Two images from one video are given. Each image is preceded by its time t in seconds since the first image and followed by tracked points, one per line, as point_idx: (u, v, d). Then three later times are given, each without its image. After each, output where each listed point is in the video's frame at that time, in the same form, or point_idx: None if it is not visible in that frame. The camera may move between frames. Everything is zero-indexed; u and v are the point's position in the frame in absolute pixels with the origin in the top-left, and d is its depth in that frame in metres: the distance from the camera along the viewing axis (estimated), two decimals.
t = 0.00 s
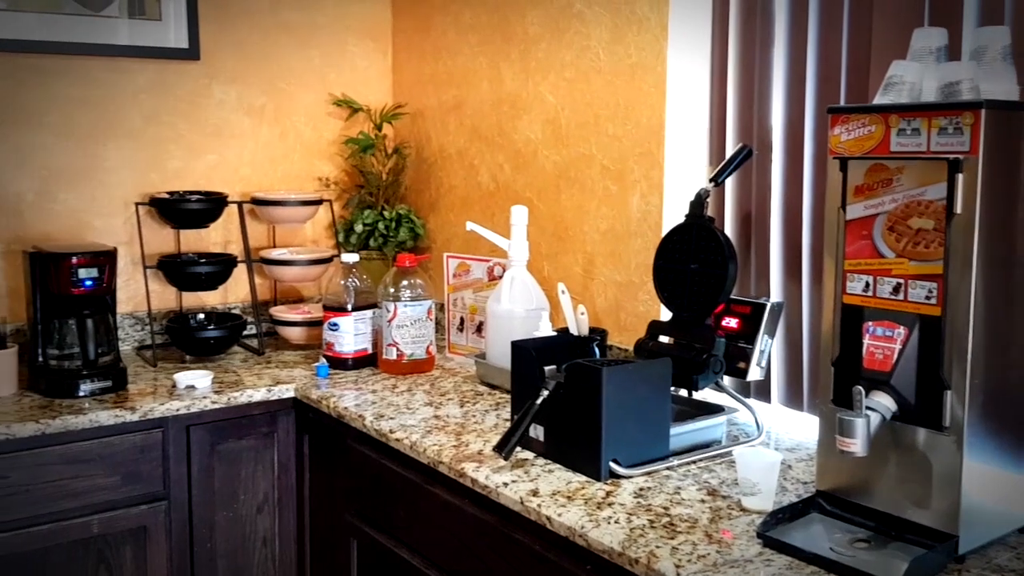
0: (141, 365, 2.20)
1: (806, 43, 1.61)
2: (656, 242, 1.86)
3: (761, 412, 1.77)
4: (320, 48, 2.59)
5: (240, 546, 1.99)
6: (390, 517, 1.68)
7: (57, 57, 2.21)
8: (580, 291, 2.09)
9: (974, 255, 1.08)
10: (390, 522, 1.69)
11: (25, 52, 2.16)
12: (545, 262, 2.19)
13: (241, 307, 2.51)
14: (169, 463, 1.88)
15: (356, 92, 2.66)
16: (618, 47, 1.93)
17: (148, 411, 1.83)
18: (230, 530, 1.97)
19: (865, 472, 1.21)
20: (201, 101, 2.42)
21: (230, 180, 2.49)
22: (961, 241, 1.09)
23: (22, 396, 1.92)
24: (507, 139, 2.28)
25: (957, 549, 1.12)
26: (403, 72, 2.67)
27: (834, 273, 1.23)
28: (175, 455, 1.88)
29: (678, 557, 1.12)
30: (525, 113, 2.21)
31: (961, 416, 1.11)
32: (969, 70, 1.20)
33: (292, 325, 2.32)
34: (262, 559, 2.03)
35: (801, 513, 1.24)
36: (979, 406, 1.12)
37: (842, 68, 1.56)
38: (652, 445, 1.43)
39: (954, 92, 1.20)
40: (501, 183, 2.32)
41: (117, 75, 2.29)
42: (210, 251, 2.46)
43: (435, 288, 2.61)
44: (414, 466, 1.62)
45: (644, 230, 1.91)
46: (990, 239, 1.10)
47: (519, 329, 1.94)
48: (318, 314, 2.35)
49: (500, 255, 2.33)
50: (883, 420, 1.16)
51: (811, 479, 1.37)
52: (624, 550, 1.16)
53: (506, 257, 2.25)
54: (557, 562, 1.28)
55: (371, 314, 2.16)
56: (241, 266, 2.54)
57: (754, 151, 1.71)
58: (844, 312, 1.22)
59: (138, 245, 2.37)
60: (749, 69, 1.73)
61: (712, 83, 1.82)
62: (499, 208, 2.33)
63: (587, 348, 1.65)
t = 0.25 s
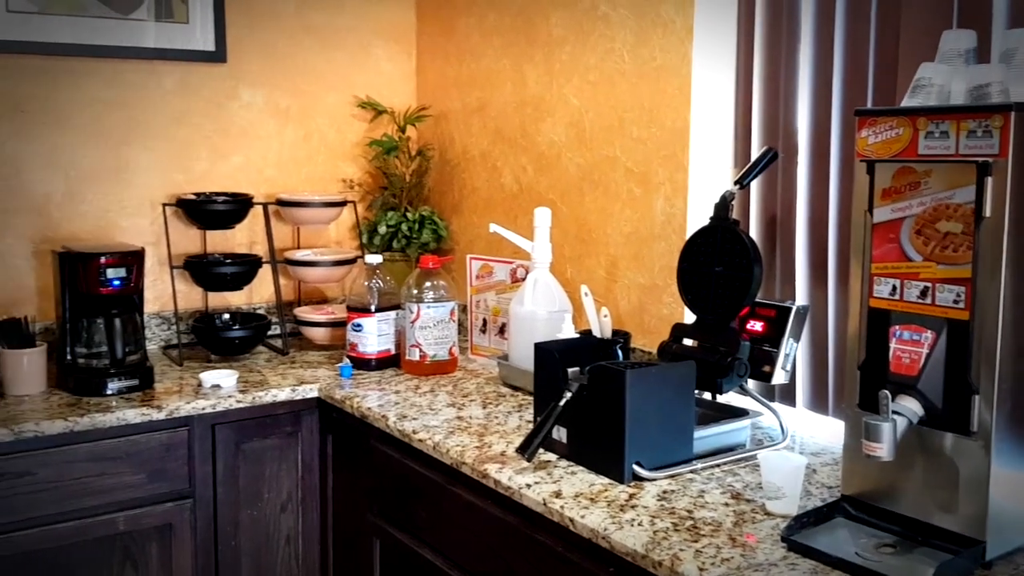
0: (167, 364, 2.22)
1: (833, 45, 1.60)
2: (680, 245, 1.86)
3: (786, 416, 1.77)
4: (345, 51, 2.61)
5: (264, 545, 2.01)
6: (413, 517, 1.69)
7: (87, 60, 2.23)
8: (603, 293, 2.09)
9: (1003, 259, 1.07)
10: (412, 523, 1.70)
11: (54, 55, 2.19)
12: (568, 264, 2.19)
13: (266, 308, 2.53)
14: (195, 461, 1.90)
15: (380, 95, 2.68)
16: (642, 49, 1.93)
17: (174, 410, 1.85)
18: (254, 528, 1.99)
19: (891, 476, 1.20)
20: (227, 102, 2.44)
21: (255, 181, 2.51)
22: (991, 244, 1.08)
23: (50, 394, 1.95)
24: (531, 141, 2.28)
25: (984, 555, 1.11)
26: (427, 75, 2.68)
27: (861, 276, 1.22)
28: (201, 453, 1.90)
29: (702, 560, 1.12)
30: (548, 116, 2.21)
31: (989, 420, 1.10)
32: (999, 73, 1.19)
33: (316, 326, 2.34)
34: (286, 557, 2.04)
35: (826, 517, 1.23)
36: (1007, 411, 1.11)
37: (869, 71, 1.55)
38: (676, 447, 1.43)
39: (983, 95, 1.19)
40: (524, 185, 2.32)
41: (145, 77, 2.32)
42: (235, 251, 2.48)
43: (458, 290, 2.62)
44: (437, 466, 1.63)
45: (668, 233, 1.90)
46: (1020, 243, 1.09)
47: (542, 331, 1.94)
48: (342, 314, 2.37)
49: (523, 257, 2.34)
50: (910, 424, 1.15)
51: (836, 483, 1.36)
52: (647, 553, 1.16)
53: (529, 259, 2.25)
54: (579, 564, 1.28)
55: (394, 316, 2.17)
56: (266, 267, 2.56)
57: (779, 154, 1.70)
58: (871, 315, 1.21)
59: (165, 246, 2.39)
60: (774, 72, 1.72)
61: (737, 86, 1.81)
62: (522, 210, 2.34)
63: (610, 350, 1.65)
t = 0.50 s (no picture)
0: (193, 362, 2.24)
1: (860, 47, 1.59)
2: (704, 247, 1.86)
3: (810, 420, 1.76)
4: (370, 52, 2.62)
5: (286, 542, 2.02)
6: (435, 516, 1.70)
7: (115, 60, 2.26)
8: (626, 295, 2.09)
9: None
10: (434, 522, 1.70)
11: (83, 55, 2.21)
12: (591, 266, 2.19)
13: (290, 307, 2.55)
14: (219, 458, 1.91)
15: (404, 96, 2.69)
16: (667, 50, 1.93)
17: (200, 407, 1.87)
18: (277, 525, 2.00)
19: (917, 481, 1.20)
20: (253, 103, 2.46)
21: (280, 181, 2.52)
22: (1020, 248, 1.07)
23: (78, 390, 1.97)
24: (554, 143, 2.28)
25: (1011, 561, 1.10)
26: (451, 76, 2.69)
27: (887, 280, 1.22)
28: (225, 450, 1.92)
29: (725, 563, 1.12)
30: (572, 117, 2.22)
31: (1018, 426, 1.09)
32: None
33: (339, 325, 2.35)
34: (308, 555, 2.05)
35: (850, 521, 1.22)
36: None
37: (897, 73, 1.54)
38: (699, 450, 1.43)
39: (1013, 97, 1.18)
40: (547, 187, 2.32)
41: (173, 77, 2.34)
42: (260, 251, 2.50)
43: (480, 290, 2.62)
44: (459, 466, 1.63)
45: (691, 235, 1.90)
46: None
47: (564, 332, 1.94)
48: (365, 314, 2.38)
49: (546, 258, 2.34)
50: (935, 428, 1.14)
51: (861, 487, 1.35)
52: (670, 555, 1.15)
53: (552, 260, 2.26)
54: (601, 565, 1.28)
55: (417, 316, 2.18)
56: (290, 266, 2.57)
57: (805, 156, 1.69)
58: (897, 318, 1.20)
59: (191, 244, 2.41)
60: (800, 73, 1.71)
61: (762, 87, 1.81)
62: (545, 211, 2.34)
63: (634, 352, 1.64)
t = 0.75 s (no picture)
0: (215, 361, 2.26)
1: (884, 49, 1.58)
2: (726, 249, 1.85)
3: (832, 424, 1.74)
4: (391, 54, 2.63)
5: (307, 542, 2.03)
6: (455, 517, 1.70)
7: (139, 62, 2.28)
8: (646, 297, 2.09)
9: None
10: (455, 523, 1.71)
11: (108, 57, 2.24)
12: (612, 267, 2.19)
13: (311, 308, 2.56)
14: (241, 457, 1.93)
15: (424, 97, 2.70)
16: (689, 52, 1.92)
17: (222, 406, 1.89)
18: (298, 525, 2.02)
19: (940, 485, 1.19)
20: (275, 105, 2.47)
21: (301, 183, 2.54)
22: None
23: (101, 389, 1.99)
24: (575, 144, 2.28)
25: None
26: (471, 78, 2.70)
27: (911, 283, 1.21)
28: (247, 449, 1.93)
29: (747, 566, 1.12)
30: (592, 119, 2.22)
31: None
32: None
33: (360, 326, 2.36)
34: (328, 555, 2.06)
35: (873, 525, 1.22)
36: None
37: (921, 75, 1.53)
38: (720, 453, 1.42)
39: None
40: (567, 188, 2.32)
41: (196, 79, 2.36)
42: (282, 251, 2.52)
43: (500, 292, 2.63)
44: (479, 467, 1.64)
45: (713, 237, 1.89)
46: None
47: (585, 334, 1.94)
48: (385, 315, 2.39)
49: (566, 260, 2.34)
50: (960, 433, 1.13)
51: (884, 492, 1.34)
52: (691, 557, 1.15)
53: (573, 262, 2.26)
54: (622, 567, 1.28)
55: (437, 317, 2.19)
56: (311, 267, 2.59)
57: (828, 158, 1.68)
58: (922, 322, 1.19)
59: (213, 245, 2.43)
60: (823, 75, 1.70)
61: (784, 89, 1.80)
62: (566, 213, 2.34)
63: (653, 355, 1.63)
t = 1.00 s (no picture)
0: (232, 361, 2.27)
1: (903, 49, 1.58)
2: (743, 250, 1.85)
3: (850, 427, 1.74)
4: (408, 55, 2.64)
5: (323, 541, 2.04)
6: (471, 518, 1.70)
7: (158, 63, 2.30)
8: (663, 298, 2.08)
9: None
10: (470, 523, 1.71)
11: (127, 59, 2.25)
12: (628, 269, 2.18)
13: (327, 308, 2.57)
14: (258, 456, 1.94)
15: (441, 98, 2.70)
16: (707, 53, 1.92)
17: (239, 406, 1.90)
18: (314, 524, 2.02)
19: (959, 489, 1.18)
20: (293, 106, 2.49)
21: (318, 183, 2.55)
22: None
23: (120, 388, 2.01)
24: (591, 145, 2.28)
25: None
26: (488, 79, 2.70)
27: (930, 285, 1.20)
28: (264, 449, 1.94)
29: (764, 568, 1.11)
30: (609, 120, 2.21)
31: None
32: None
33: (376, 326, 2.37)
34: (344, 555, 2.07)
35: (891, 529, 1.21)
36: None
37: (941, 76, 1.52)
38: (737, 455, 1.42)
39: None
40: (584, 190, 2.32)
41: (214, 80, 2.37)
42: (298, 252, 2.53)
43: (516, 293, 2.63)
44: (495, 468, 1.64)
45: (730, 238, 1.89)
46: None
47: (601, 335, 1.94)
48: (401, 316, 2.39)
49: (582, 261, 2.34)
50: (979, 436, 1.12)
51: (902, 495, 1.33)
52: (708, 559, 1.15)
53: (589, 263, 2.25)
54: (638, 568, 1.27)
55: (453, 318, 2.19)
56: (328, 267, 2.60)
57: (846, 160, 1.68)
58: (941, 324, 1.19)
59: (231, 245, 2.44)
60: (842, 76, 1.70)
61: (802, 90, 1.79)
62: (582, 214, 2.34)
63: (670, 356, 1.63)
